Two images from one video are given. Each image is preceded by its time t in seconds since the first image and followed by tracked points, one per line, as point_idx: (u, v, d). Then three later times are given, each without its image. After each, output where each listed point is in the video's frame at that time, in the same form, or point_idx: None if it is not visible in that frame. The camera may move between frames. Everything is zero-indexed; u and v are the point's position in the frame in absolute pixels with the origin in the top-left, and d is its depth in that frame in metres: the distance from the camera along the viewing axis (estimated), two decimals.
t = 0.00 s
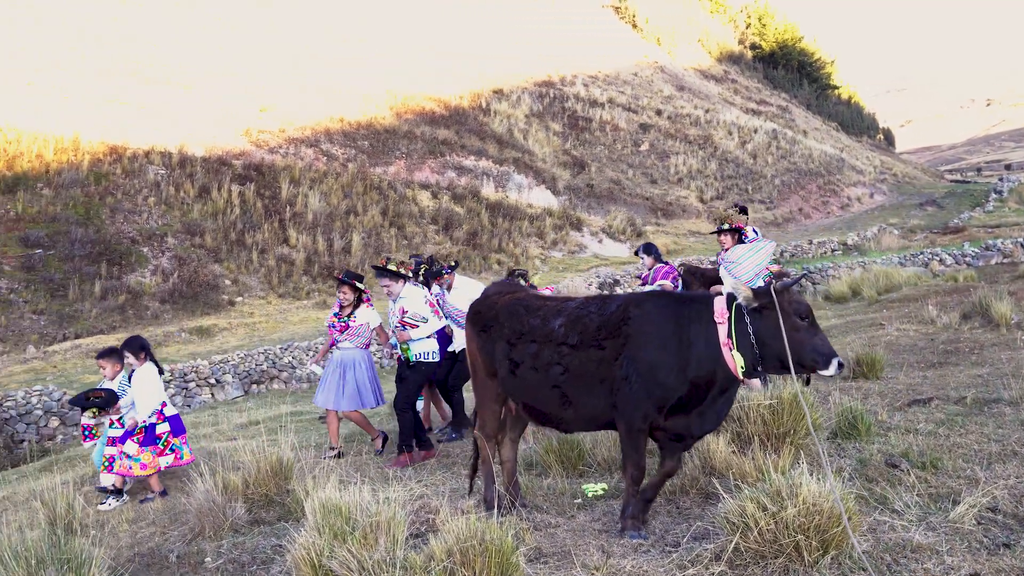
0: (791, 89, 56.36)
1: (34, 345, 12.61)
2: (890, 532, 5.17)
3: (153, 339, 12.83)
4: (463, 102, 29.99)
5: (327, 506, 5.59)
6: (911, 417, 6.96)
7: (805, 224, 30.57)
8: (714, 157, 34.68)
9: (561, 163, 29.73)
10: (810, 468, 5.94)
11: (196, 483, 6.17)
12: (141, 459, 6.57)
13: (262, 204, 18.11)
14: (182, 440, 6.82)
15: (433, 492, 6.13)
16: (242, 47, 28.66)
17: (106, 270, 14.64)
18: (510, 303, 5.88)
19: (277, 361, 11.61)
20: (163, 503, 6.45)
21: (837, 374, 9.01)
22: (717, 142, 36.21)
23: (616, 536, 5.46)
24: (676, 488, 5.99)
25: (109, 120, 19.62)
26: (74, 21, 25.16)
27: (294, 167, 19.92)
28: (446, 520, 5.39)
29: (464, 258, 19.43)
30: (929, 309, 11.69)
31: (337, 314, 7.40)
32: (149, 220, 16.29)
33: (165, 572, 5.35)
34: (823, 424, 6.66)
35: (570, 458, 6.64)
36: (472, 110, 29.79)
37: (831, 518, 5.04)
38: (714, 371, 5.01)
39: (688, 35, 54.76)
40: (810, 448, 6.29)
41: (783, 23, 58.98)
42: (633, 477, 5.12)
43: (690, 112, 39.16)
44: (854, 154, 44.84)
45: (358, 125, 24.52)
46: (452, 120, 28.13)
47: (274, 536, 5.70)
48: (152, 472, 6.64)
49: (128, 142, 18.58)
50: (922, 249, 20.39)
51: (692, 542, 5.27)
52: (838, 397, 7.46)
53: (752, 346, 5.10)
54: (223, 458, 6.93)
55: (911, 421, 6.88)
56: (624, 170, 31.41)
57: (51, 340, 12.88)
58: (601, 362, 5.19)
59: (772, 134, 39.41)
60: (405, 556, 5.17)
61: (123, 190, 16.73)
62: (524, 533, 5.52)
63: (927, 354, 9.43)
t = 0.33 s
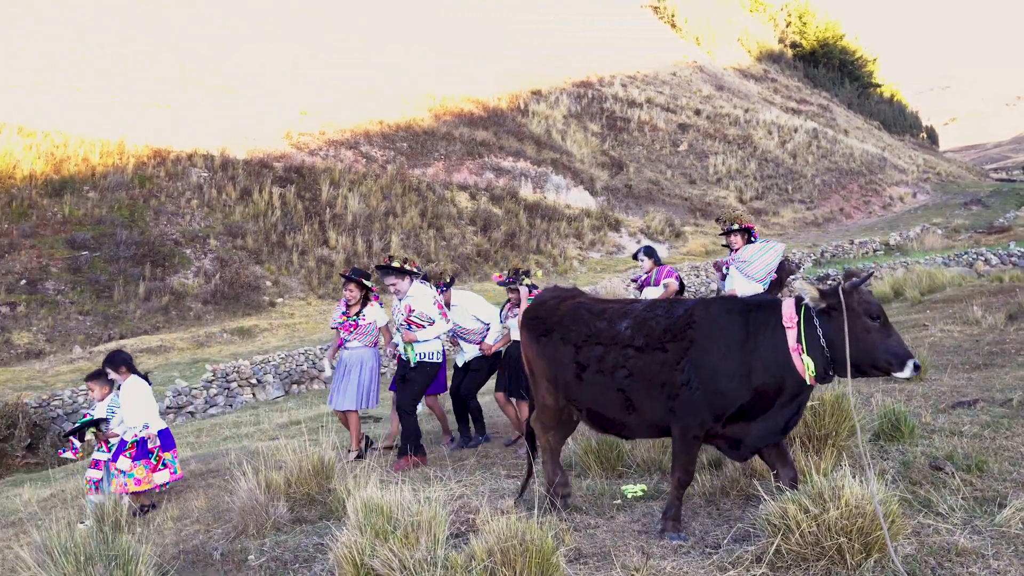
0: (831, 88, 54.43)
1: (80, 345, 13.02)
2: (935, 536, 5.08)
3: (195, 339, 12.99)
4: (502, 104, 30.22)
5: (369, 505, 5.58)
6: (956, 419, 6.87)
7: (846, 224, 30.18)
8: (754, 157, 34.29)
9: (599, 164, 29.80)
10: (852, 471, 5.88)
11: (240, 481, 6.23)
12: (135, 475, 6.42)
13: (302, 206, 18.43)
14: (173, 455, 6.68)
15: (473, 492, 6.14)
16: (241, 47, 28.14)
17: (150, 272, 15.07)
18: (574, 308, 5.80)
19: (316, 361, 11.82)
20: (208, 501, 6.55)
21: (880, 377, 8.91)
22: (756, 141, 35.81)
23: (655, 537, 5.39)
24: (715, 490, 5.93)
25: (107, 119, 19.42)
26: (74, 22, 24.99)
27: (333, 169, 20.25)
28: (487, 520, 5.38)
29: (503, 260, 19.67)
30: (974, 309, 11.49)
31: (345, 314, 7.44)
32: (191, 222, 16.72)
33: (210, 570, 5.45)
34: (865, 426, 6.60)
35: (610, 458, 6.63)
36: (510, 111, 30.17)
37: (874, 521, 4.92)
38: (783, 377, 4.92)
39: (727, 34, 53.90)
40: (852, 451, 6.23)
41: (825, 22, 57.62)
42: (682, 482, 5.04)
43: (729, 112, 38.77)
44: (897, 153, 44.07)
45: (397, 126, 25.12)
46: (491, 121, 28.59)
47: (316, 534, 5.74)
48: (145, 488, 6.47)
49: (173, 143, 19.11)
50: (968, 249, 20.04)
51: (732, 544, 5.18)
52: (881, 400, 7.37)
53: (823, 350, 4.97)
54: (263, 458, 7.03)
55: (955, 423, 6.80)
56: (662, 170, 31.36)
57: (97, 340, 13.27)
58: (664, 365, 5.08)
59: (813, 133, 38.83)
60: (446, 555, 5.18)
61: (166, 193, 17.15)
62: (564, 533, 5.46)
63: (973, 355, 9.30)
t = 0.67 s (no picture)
0: (852, 86, 53.73)
1: (103, 345, 13.17)
2: (959, 536, 5.05)
3: (216, 340, 13.07)
4: (519, 105, 30.53)
5: (392, 505, 5.62)
6: (978, 420, 6.85)
7: (868, 223, 29.96)
8: (773, 156, 34.14)
9: (618, 164, 29.72)
10: (873, 470, 5.89)
11: (262, 480, 6.29)
12: (88, 499, 6.48)
13: (322, 207, 18.61)
14: (131, 479, 6.66)
15: (494, 492, 6.16)
16: (242, 47, 28.22)
17: (172, 273, 15.25)
18: (621, 312, 5.35)
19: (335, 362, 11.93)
20: (230, 500, 6.62)
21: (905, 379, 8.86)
22: (776, 141, 35.67)
23: (677, 538, 5.39)
24: (736, 490, 5.90)
25: (108, 120, 19.82)
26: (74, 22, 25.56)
27: (352, 170, 20.50)
28: (510, 520, 5.36)
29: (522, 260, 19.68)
30: (997, 310, 11.43)
31: (327, 313, 7.54)
32: (212, 223, 16.95)
33: (235, 569, 5.49)
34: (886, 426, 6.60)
35: (630, 459, 6.63)
36: (529, 111, 30.38)
37: (897, 522, 4.85)
38: (867, 371, 4.83)
39: (745, 34, 53.60)
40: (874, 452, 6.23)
41: (844, 20, 57.01)
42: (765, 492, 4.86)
43: (748, 111, 38.61)
44: (919, 152, 43.69)
45: (415, 128, 25.47)
46: (508, 122, 28.80)
47: (339, 533, 5.79)
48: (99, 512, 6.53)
49: (194, 147, 19.46)
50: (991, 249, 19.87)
51: (754, 545, 5.15)
52: (904, 400, 7.34)
53: (909, 343, 4.96)
54: (286, 458, 7.04)
55: (978, 424, 6.77)
56: (681, 170, 31.35)
57: (119, 341, 13.43)
58: (736, 368, 4.87)
59: (833, 132, 38.52)
60: (469, 554, 5.18)
61: (188, 195, 17.45)
62: (585, 534, 5.43)
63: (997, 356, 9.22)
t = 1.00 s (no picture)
0: (905, 83, 52.58)
1: (160, 346, 13.44)
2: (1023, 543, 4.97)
3: (270, 341, 13.33)
4: (568, 105, 30.93)
5: (447, 505, 5.70)
6: None
7: (923, 223, 29.34)
8: (825, 155, 33.85)
9: (667, 164, 30.18)
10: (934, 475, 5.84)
11: (319, 480, 6.43)
12: (98, 501, 6.42)
13: (372, 209, 19.14)
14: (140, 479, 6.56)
15: (548, 493, 6.20)
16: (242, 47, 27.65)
17: (226, 275, 15.69)
18: (698, 301, 5.00)
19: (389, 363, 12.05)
20: (287, 499, 6.75)
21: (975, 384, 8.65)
22: (828, 140, 35.30)
23: (733, 542, 5.37)
24: (793, 493, 5.84)
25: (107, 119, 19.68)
26: (74, 21, 24.69)
27: (402, 173, 21.06)
28: (566, 521, 5.38)
29: (571, 261, 19.70)
30: None
31: (343, 320, 7.23)
32: (265, 225, 17.41)
33: (294, 566, 5.60)
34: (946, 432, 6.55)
35: (685, 461, 6.64)
36: (578, 112, 30.81)
37: (960, 527, 4.77)
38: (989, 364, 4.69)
39: (795, 31, 52.94)
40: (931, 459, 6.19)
41: (899, 15, 55.76)
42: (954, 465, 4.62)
43: (799, 110, 38.26)
44: (976, 150, 42.72)
45: (464, 129, 26.22)
46: (558, 122, 29.45)
47: (395, 532, 5.88)
48: (111, 514, 6.45)
49: (246, 151, 19.94)
50: None
51: (812, 549, 5.12)
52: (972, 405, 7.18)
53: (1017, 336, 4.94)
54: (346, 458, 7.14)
55: None
56: (731, 170, 31.37)
57: (175, 341, 13.71)
58: (848, 365, 4.62)
59: (887, 130, 37.84)
60: (525, 555, 5.20)
61: (241, 198, 17.90)
62: (641, 536, 5.42)
63: None
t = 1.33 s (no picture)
0: (972, 78, 50.96)
1: (225, 347, 13.72)
2: None
3: (332, 342, 13.55)
4: (626, 105, 31.03)
5: (513, 505, 5.75)
6: None
7: (993, 221, 28.47)
8: (889, 152, 33.35)
9: (726, 163, 29.98)
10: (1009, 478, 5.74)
11: (387, 479, 6.56)
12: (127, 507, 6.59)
13: (431, 211, 19.40)
14: (169, 491, 6.78)
15: (612, 494, 6.24)
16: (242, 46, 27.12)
17: (289, 277, 15.96)
18: (787, 300, 5.10)
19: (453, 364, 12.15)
20: (353, 498, 6.89)
21: None
22: (891, 136, 34.74)
23: (801, 543, 5.35)
24: (862, 495, 5.82)
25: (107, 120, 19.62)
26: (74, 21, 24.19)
27: (460, 174, 21.29)
28: (633, 521, 5.40)
29: (630, 261, 19.64)
30: None
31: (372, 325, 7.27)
32: (326, 228, 17.71)
33: (363, 563, 5.70)
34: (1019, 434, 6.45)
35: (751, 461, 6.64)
36: (635, 112, 30.86)
37: None
38: None
39: (857, 27, 52.00)
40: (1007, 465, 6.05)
41: (964, 9, 54.39)
42: None
43: (862, 106, 37.65)
44: None
45: (523, 130, 26.36)
46: (615, 122, 29.40)
47: (461, 531, 5.95)
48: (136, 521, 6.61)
49: (307, 153, 20.45)
50: None
51: (882, 552, 5.08)
52: None
53: None
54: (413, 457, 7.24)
55: None
56: (792, 168, 30.99)
57: (241, 342, 14.02)
58: (951, 369, 4.49)
59: (953, 126, 37.04)
60: (591, 555, 5.20)
61: (303, 201, 18.18)
62: (706, 537, 5.42)
63: None
